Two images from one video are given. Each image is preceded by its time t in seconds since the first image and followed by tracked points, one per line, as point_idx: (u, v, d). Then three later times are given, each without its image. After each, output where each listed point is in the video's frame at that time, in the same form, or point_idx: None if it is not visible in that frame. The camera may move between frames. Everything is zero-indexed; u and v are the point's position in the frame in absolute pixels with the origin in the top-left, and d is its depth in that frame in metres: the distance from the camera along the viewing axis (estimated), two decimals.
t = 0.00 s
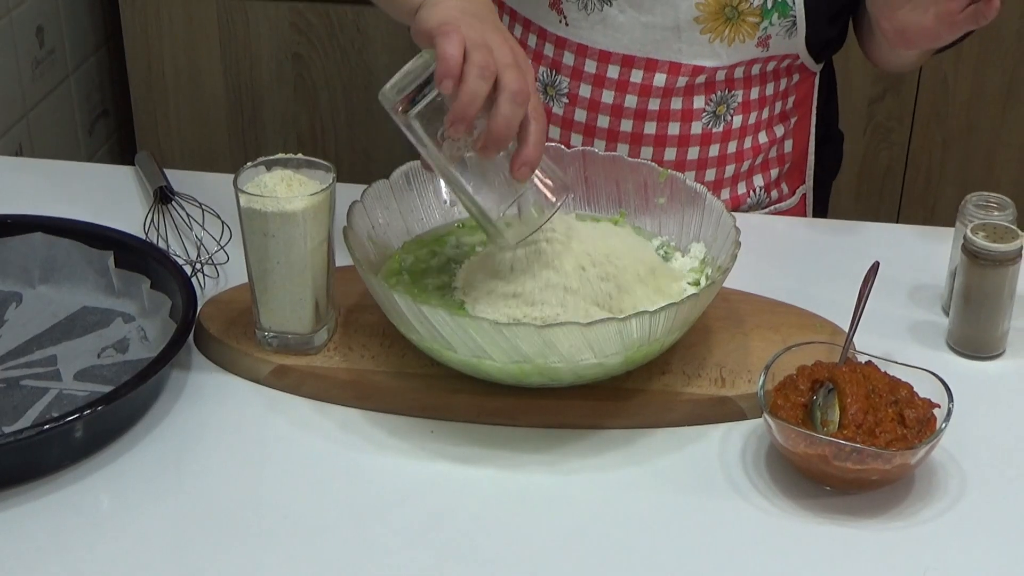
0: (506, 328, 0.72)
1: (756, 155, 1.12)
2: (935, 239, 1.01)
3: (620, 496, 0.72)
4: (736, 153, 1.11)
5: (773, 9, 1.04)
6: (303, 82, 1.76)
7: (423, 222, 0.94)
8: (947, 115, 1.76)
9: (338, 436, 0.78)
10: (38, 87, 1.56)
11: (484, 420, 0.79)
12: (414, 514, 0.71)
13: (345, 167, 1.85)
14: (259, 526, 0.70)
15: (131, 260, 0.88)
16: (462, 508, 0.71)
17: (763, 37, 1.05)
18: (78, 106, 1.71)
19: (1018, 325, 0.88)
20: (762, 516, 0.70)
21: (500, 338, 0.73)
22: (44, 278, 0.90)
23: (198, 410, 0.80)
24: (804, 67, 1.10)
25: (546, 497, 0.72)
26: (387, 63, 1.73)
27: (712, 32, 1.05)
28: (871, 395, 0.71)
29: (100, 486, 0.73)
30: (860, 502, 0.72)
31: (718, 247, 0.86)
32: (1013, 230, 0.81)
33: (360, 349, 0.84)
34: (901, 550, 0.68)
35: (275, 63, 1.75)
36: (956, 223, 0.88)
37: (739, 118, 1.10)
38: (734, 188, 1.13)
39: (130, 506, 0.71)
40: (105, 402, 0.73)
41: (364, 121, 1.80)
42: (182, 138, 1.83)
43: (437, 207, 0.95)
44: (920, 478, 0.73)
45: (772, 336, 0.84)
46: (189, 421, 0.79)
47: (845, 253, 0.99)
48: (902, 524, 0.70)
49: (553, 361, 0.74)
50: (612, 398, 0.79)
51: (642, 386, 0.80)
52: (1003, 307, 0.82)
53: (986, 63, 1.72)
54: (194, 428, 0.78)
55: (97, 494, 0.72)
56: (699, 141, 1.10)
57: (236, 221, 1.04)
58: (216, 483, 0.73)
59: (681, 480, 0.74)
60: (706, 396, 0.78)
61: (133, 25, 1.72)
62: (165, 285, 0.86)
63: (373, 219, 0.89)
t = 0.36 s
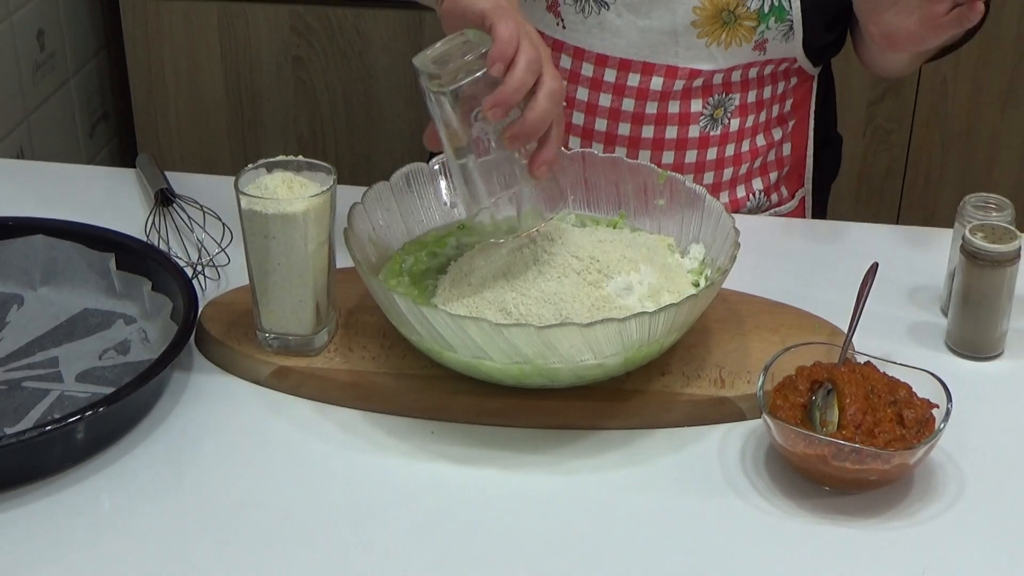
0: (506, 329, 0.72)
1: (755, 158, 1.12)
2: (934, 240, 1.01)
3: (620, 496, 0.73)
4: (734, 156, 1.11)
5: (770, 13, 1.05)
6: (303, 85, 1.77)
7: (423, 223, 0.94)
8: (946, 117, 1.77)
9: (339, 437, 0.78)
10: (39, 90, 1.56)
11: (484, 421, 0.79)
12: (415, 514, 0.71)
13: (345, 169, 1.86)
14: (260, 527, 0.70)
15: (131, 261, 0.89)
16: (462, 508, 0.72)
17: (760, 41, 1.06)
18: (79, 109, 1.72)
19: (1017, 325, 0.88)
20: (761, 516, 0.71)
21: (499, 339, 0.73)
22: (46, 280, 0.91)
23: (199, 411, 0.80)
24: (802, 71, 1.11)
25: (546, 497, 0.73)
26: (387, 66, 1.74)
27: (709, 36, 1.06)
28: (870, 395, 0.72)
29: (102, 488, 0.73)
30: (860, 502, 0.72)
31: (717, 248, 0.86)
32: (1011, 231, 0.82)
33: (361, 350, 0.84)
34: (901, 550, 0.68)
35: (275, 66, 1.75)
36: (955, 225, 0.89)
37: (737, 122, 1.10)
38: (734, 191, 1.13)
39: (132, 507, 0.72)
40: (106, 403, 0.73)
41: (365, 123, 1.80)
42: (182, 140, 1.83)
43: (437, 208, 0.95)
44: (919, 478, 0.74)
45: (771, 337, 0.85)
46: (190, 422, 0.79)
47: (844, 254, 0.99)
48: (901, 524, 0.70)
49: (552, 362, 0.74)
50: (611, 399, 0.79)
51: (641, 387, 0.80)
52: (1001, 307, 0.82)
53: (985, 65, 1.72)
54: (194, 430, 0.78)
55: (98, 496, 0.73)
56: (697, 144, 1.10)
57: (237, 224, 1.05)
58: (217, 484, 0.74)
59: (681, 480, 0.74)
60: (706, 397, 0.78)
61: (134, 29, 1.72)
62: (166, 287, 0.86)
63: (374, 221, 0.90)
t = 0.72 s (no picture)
0: (506, 331, 0.72)
1: (756, 164, 1.12)
2: (933, 243, 1.01)
3: (619, 498, 0.73)
4: (736, 162, 1.12)
5: (772, 17, 1.04)
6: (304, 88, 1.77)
7: (422, 226, 0.94)
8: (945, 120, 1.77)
9: (338, 439, 0.79)
10: (39, 93, 1.56)
11: (483, 424, 0.80)
12: (414, 516, 0.71)
13: (345, 172, 1.86)
14: (260, 528, 0.70)
15: (132, 264, 0.89)
16: (462, 510, 0.72)
17: (762, 45, 1.06)
18: (79, 112, 1.72)
19: (1015, 328, 0.88)
20: (759, 518, 0.71)
21: (499, 341, 0.73)
22: (47, 283, 0.91)
23: (199, 414, 0.81)
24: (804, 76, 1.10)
25: (545, 499, 0.73)
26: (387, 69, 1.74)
27: (711, 41, 1.06)
28: (868, 398, 0.72)
29: (102, 489, 0.73)
30: (858, 504, 0.72)
31: (717, 252, 0.86)
32: (1010, 235, 0.82)
33: (360, 353, 0.84)
34: (898, 552, 0.68)
35: (275, 69, 1.76)
36: (953, 228, 0.89)
37: (739, 128, 1.10)
38: (734, 197, 1.13)
39: (131, 509, 0.72)
40: (106, 405, 0.73)
41: (365, 126, 1.80)
42: (182, 143, 1.84)
43: (437, 211, 0.96)
44: (917, 480, 0.74)
45: (770, 340, 0.85)
46: (190, 424, 0.79)
47: (843, 257, 0.99)
48: (899, 526, 0.70)
49: (552, 364, 0.74)
50: (612, 403, 0.79)
51: (640, 390, 0.80)
52: (999, 310, 0.82)
53: (984, 69, 1.73)
54: (194, 432, 0.79)
55: (98, 498, 0.73)
56: (699, 150, 1.11)
57: (237, 227, 1.05)
58: (217, 486, 0.74)
59: (679, 482, 0.74)
60: (705, 399, 0.79)
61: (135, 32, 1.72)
62: (167, 290, 0.87)
63: (374, 224, 0.90)
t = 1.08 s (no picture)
0: (509, 337, 0.72)
1: (753, 161, 1.13)
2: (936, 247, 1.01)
3: (623, 503, 0.73)
4: (732, 160, 1.12)
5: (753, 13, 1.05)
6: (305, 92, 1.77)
7: (426, 230, 0.94)
8: (946, 124, 1.77)
9: (341, 444, 0.78)
10: (41, 97, 1.56)
11: (486, 428, 0.80)
12: (418, 521, 0.71)
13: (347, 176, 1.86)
14: (263, 533, 0.70)
15: (134, 269, 0.89)
16: (465, 515, 0.72)
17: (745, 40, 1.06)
18: (81, 117, 1.72)
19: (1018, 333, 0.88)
20: (764, 523, 0.71)
21: (503, 346, 0.73)
22: (49, 288, 0.91)
23: (201, 419, 0.80)
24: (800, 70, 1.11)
25: (549, 504, 0.73)
26: (389, 73, 1.74)
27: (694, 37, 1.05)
28: (872, 403, 0.72)
29: (105, 495, 0.73)
30: (862, 509, 0.72)
31: (720, 256, 0.86)
32: (1013, 239, 0.82)
33: (363, 358, 0.84)
34: (904, 556, 0.68)
35: (277, 73, 1.76)
36: (957, 232, 0.89)
37: (732, 125, 1.10)
38: (733, 195, 1.13)
39: (134, 515, 0.72)
40: (109, 411, 0.73)
41: (367, 130, 1.80)
42: (184, 147, 1.84)
43: (440, 216, 0.96)
44: (922, 485, 0.74)
45: (774, 345, 0.85)
46: (193, 430, 0.79)
47: (846, 262, 0.99)
48: (904, 531, 0.70)
49: (556, 370, 0.74)
50: (615, 408, 0.79)
51: (644, 395, 0.80)
52: (1003, 315, 0.82)
53: (986, 74, 1.73)
54: (197, 437, 0.79)
55: (101, 503, 0.73)
56: (693, 148, 1.10)
57: (239, 231, 1.05)
58: (221, 491, 0.74)
59: (684, 487, 0.74)
60: (708, 405, 0.78)
61: (137, 36, 1.73)
62: (169, 295, 0.87)
63: (377, 229, 0.90)
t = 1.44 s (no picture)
0: (515, 341, 0.72)
1: (756, 161, 1.12)
2: (942, 252, 1.01)
3: (629, 509, 0.72)
4: (734, 161, 1.11)
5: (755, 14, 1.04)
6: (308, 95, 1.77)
7: (431, 234, 0.94)
8: (950, 127, 1.77)
9: (345, 449, 0.78)
10: (43, 99, 1.56)
11: (491, 433, 0.79)
12: (423, 526, 0.71)
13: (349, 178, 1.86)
14: (267, 538, 0.70)
15: (138, 272, 0.88)
16: (470, 521, 0.71)
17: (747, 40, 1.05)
18: (83, 118, 1.72)
19: None
20: (769, 528, 0.70)
21: (509, 351, 0.73)
22: (51, 290, 0.90)
23: (205, 423, 0.80)
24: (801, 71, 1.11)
25: (555, 510, 0.72)
26: (392, 76, 1.74)
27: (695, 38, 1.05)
28: (880, 408, 0.71)
29: (108, 499, 0.73)
30: (869, 515, 0.72)
31: (727, 261, 0.86)
32: (1021, 244, 0.81)
33: (367, 362, 0.84)
34: (910, 563, 0.68)
35: (280, 76, 1.75)
36: (964, 237, 0.88)
37: (734, 126, 1.09)
38: (736, 196, 1.13)
39: (137, 519, 0.71)
40: (112, 415, 0.73)
41: (369, 132, 1.80)
42: (186, 149, 1.83)
43: (445, 219, 0.95)
44: (929, 491, 0.73)
45: (780, 350, 0.84)
46: (196, 434, 0.79)
47: (852, 266, 0.99)
48: (911, 539, 0.70)
49: (562, 374, 0.74)
50: (619, 412, 0.79)
51: (650, 400, 0.80)
52: (1010, 320, 0.82)
53: (990, 78, 1.72)
54: (200, 441, 0.78)
55: (105, 508, 0.72)
56: (695, 150, 1.10)
57: (242, 234, 1.04)
58: (224, 495, 0.73)
59: (690, 493, 0.74)
60: (715, 410, 0.78)
61: (138, 38, 1.72)
62: (173, 298, 0.86)
63: (381, 232, 0.89)
